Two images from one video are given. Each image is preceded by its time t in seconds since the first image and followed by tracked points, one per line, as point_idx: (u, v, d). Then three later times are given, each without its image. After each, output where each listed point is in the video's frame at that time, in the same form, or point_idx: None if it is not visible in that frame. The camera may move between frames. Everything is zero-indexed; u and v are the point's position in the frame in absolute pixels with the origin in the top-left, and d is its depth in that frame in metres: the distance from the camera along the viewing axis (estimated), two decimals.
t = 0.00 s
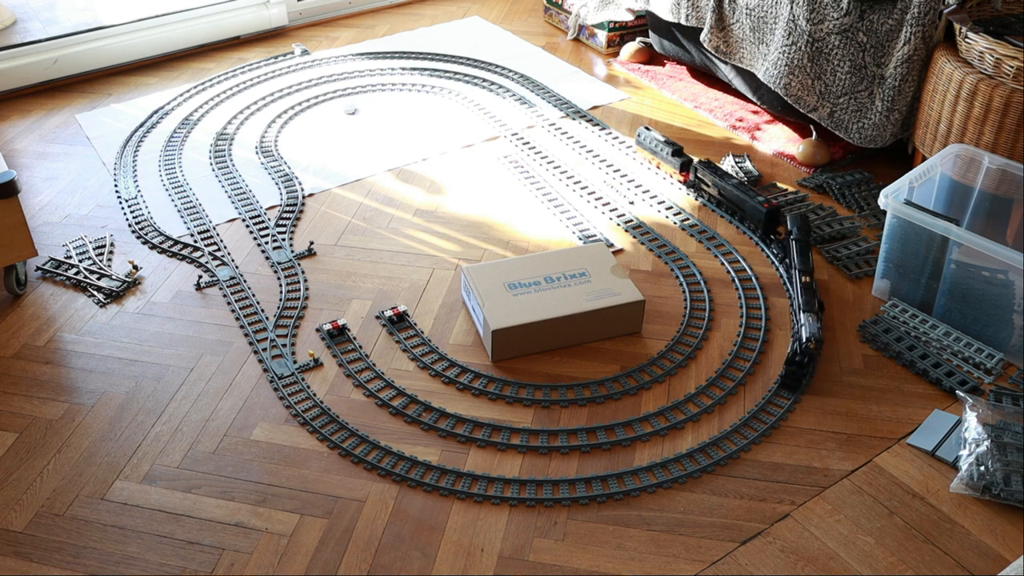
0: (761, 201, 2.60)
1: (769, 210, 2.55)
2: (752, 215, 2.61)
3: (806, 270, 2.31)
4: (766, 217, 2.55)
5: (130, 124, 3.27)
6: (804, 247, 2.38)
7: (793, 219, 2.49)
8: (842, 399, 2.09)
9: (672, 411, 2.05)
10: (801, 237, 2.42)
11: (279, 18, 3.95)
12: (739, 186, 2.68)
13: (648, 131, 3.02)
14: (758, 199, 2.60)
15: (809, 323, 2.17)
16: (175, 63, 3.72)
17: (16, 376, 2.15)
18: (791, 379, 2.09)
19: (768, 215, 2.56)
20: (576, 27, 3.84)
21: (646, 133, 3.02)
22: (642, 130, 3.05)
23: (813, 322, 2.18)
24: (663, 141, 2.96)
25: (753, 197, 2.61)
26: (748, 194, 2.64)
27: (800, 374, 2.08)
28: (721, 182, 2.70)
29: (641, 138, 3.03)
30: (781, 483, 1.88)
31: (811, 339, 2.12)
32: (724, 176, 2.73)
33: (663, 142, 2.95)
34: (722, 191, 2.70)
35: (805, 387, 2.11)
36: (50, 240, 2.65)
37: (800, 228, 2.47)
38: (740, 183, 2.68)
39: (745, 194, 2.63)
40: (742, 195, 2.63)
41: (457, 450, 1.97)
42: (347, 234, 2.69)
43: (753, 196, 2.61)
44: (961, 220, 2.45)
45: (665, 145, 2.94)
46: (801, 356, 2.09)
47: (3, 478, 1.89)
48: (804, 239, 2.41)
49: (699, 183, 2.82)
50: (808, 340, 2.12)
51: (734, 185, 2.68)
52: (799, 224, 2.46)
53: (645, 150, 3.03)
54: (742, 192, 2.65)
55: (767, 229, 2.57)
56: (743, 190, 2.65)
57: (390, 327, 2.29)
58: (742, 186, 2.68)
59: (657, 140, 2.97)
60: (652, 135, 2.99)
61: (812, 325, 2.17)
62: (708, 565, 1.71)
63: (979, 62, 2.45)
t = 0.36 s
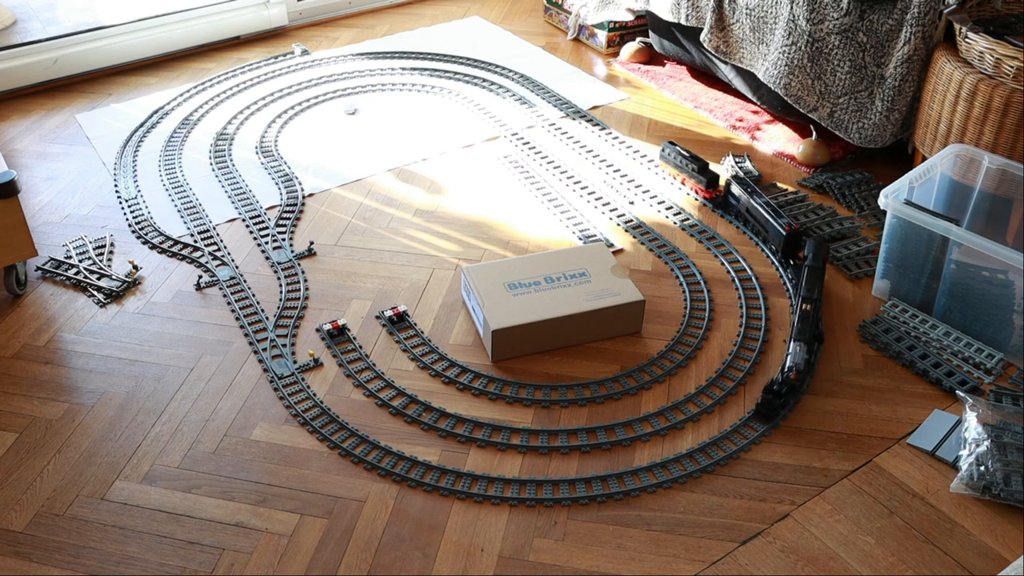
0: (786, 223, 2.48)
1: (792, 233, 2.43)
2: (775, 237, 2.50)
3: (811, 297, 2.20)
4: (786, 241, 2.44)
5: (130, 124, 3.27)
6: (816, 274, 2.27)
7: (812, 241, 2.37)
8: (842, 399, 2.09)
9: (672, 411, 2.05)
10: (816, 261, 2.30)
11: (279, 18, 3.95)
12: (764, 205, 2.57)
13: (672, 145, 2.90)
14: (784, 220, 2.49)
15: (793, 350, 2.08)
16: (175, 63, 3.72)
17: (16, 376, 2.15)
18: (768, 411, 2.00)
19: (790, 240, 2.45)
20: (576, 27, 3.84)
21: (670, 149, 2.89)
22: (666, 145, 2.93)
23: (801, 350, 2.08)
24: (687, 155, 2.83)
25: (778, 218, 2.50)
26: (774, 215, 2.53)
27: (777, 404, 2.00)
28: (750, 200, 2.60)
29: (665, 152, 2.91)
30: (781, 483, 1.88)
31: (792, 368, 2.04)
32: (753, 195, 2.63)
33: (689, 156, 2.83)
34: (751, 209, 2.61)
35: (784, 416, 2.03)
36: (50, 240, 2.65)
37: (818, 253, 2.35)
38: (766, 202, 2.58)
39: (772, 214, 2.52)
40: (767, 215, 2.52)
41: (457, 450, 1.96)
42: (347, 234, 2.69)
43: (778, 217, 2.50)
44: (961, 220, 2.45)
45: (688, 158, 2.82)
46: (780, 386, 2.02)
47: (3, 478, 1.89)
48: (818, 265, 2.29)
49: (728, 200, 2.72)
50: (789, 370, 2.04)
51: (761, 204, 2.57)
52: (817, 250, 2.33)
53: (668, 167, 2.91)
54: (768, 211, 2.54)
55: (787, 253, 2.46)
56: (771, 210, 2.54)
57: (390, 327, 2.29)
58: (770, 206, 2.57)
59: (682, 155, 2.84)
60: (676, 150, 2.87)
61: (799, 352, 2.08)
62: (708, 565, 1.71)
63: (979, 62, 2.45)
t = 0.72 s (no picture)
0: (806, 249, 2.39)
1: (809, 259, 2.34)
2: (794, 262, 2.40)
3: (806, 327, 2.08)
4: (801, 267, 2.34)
5: (130, 124, 3.27)
6: (819, 304, 2.13)
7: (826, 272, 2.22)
8: (842, 399, 2.09)
9: (672, 411, 2.05)
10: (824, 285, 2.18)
11: (279, 18, 3.95)
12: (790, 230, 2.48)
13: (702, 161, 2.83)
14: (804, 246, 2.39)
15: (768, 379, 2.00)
16: (175, 63, 3.72)
17: (16, 376, 2.15)
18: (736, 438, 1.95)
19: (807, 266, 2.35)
20: (576, 27, 3.84)
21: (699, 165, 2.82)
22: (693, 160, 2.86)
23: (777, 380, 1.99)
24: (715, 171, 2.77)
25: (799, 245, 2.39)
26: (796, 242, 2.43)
27: (739, 432, 1.94)
28: (775, 222, 2.51)
29: (692, 168, 2.83)
30: (781, 483, 1.88)
31: (761, 399, 1.96)
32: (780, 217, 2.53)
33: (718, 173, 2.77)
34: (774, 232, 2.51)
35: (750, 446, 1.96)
36: (50, 240, 2.65)
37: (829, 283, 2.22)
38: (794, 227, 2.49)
39: (792, 238, 2.43)
40: (786, 239, 2.43)
41: (457, 450, 1.96)
42: (347, 234, 2.69)
43: (799, 243, 2.41)
44: (961, 220, 2.45)
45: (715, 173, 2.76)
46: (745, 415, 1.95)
47: (3, 478, 1.89)
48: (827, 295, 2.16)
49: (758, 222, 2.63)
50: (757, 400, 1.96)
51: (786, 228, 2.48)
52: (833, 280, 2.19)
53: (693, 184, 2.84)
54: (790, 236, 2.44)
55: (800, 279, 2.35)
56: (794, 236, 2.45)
57: (390, 327, 2.29)
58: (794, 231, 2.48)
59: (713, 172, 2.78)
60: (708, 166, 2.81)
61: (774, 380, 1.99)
62: (708, 565, 1.71)
63: (979, 62, 2.45)
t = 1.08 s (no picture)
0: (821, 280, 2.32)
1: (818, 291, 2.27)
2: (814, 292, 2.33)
3: (789, 358, 2.03)
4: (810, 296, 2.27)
5: (130, 124, 3.27)
6: (812, 336, 2.09)
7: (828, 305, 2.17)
8: (842, 399, 2.09)
9: (672, 411, 2.05)
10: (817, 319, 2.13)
11: (279, 18, 3.95)
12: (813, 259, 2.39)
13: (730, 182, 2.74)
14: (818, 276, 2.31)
15: (731, 408, 1.93)
16: (175, 63, 3.72)
17: (16, 376, 2.15)
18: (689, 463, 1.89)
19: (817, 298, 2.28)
20: (576, 27, 3.84)
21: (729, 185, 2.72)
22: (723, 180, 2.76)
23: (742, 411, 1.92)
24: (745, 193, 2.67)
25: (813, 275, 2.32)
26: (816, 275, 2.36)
27: (689, 456, 1.88)
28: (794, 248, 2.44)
29: (722, 188, 2.74)
30: (781, 483, 1.88)
31: (716, 425, 1.90)
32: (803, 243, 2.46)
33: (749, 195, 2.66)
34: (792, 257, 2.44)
35: (704, 471, 1.90)
36: (50, 240, 2.65)
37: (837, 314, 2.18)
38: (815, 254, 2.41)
39: (806, 267, 2.35)
40: (800, 266, 2.36)
41: (457, 450, 1.96)
42: (347, 234, 2.69)
43: (811, 272, 2.33)
44: (961, 221, 2.45)
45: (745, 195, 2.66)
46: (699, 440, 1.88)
47: (3, 478, 1.89)
48: (820, 326, 2.11)
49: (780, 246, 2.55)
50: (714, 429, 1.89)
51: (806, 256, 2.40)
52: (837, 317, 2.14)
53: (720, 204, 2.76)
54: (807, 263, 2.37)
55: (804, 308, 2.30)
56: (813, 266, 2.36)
57: (390, 327, 2.29)
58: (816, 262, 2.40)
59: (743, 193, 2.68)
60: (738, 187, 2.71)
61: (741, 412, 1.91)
62: (708, 565, 1.71)
63: (979, 62, 2.45)
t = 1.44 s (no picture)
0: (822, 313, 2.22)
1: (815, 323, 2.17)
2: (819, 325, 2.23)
3: (760, 388, 1.93)
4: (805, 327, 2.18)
5: (130, 124, 3.27)
6: (792, 369, 1.99)
7: (816, 339, 2.08)
8: (842, 399, 2.09)
9: (672, 411, 2.05)
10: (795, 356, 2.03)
11: (279, 18, 3.95)
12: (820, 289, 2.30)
13: (760, 203, 2.60)
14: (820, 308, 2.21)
15: (682, 430, 1.87)
16: (175, 63, 3.72)
17: (16, 376, 2.15)
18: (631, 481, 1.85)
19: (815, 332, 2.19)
20: (576, 27, 3.84)
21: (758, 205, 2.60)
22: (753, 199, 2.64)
23: (694, 436, 1.85)
24: (772, 214, 2.54)
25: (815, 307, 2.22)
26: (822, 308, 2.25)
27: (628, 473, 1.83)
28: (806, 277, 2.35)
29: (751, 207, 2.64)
30: (781, 483, 1.88)
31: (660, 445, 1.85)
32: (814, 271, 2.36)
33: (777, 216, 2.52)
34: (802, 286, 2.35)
35: (645, 489, 1.86)
36: (50, 240, 2.65)
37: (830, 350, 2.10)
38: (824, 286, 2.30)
39: (809, 297, 2.26)
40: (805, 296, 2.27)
41: (457, 450, 1.96)
42: (347, 234, 2.69)
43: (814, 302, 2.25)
44: (961, 221, 2.45)
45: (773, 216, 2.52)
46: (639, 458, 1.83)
47: (3, 478, 1.89)
48: (800, 361, 2.01)
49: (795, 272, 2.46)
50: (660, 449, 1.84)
51: (813, 285, 2.30)
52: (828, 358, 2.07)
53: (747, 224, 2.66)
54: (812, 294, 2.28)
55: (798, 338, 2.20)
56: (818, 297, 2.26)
57: (390, 327, 2.29)
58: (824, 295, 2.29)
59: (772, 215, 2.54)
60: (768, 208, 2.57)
61: (692, 436, 1.85)
62: (708, 565, 1.71)
63: (979, 62, 2.45)
